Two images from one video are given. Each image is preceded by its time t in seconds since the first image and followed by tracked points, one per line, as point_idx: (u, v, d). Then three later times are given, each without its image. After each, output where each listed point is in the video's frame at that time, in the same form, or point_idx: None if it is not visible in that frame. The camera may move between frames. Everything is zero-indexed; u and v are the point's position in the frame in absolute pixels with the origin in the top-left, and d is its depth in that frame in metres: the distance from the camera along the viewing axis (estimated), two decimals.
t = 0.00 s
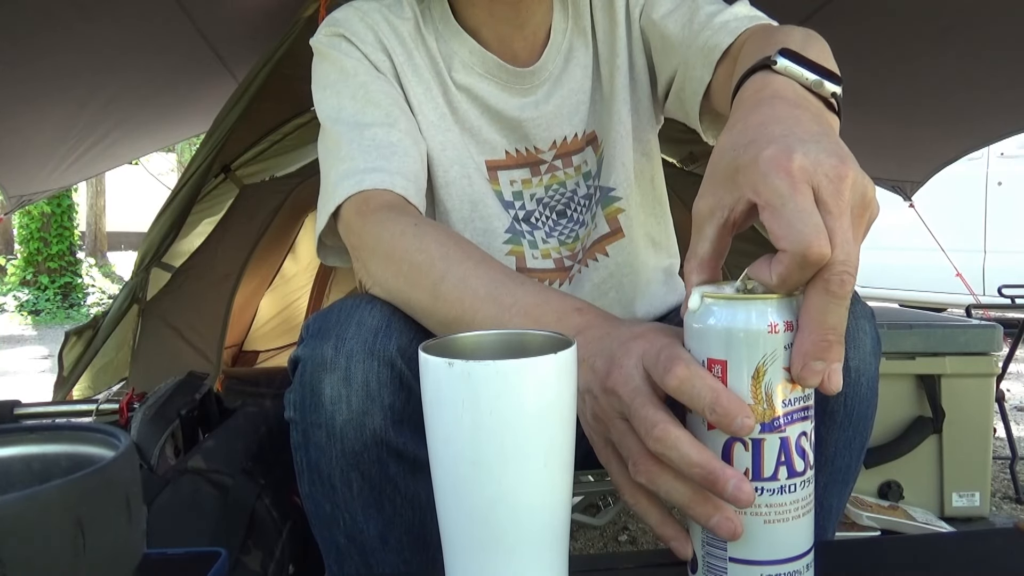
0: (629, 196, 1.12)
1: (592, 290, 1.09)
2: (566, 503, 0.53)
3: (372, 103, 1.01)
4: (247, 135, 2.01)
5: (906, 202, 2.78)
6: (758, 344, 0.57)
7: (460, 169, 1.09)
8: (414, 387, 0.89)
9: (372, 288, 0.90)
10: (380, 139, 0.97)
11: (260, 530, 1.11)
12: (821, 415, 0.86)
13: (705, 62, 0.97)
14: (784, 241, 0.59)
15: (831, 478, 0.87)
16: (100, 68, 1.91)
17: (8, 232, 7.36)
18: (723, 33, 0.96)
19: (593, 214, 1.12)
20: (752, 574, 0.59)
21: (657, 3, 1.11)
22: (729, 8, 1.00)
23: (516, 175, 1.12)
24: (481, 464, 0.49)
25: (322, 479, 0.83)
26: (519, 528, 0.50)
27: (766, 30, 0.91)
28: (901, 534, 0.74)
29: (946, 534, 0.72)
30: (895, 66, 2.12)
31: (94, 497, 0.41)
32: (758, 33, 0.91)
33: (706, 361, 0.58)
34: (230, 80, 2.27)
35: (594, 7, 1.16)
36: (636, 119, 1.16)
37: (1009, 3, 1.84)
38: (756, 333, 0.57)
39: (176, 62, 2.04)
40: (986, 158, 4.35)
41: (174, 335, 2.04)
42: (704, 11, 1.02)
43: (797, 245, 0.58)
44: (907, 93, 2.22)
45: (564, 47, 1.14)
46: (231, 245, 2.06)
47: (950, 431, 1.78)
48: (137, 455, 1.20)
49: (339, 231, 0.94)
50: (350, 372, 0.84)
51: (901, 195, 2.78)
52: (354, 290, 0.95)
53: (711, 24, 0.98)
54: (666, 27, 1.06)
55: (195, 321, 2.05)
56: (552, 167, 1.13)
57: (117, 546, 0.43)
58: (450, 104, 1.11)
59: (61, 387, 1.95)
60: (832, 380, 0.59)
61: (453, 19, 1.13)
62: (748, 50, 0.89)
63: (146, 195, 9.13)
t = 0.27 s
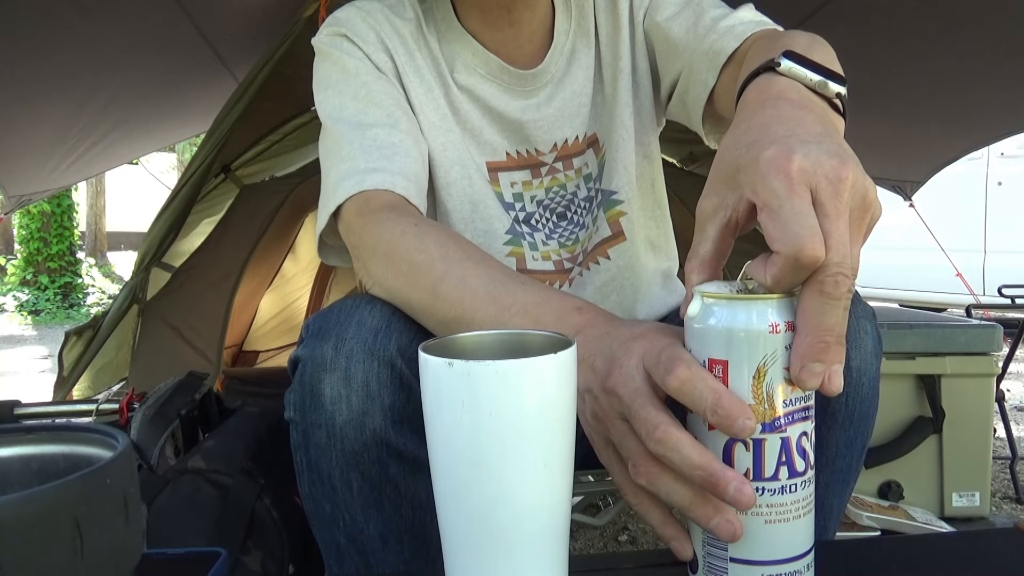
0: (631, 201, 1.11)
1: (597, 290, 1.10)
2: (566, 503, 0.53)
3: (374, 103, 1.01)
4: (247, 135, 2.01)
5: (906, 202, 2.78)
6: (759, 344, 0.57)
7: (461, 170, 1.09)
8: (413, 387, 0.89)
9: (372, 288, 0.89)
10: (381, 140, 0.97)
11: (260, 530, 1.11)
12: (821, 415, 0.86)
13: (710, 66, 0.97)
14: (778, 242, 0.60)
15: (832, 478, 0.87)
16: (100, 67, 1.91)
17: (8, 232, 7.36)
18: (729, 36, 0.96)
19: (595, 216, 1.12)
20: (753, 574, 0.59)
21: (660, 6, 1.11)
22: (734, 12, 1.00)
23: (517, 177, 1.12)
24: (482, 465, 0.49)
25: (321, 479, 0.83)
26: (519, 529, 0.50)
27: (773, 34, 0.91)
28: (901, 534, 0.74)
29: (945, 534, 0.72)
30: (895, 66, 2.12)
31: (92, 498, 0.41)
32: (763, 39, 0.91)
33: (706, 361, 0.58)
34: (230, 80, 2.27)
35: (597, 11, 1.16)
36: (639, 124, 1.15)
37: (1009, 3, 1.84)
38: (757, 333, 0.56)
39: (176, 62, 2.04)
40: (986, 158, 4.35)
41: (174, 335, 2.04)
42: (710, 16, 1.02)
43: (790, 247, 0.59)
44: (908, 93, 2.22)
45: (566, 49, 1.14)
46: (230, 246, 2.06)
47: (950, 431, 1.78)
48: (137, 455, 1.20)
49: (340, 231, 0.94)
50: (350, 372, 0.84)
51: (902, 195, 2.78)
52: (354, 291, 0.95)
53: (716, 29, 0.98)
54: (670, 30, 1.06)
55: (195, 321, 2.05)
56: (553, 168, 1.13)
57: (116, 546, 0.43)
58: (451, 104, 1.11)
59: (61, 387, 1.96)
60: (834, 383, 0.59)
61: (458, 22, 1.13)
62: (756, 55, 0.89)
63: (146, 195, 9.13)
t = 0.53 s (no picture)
0: (631, 201, 1.11)
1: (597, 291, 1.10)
2: (566, 502, 0.53)
3: (373, 103, 1.01)
4: (247, 135, 2.01)
5: (906, 201, 2.78)
6: (758, 344, 0.57)
7: (461, 170, 1.09)
8: (413, 387, 0.89)
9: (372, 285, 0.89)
10: (382, 140, 0.97)
11: (260, 530, 1.11)
12: (821, 416, 0.86)
13: (711, 66, 0.97)
14: (762, 244, 0.61)
15: (832, 478, 0.87)
16: (100, 67, 1.91)
17: (8, 232, 7.37)
18: (730, 36, 0.96)
19: (595, 217, 1.12)
20: None
21: (661, 6, 1.11)
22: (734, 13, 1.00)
23: (517, 177, 1.12)
24: (482, 465, 0.49)
25: (321, 479, 0.83)
26: (519, 528, 0.50)
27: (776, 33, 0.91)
28: (900, 534, 0.74)
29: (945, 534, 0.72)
30: (895, 66, 2.12)
31: (90, 499, 0.41)
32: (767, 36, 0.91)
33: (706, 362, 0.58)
34: (230, 80, 2.27)
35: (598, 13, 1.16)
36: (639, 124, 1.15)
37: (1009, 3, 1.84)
38: (756, 334, 0.57)
39: (176, 62, 2.04)
40: (986, 158, 4.35)
41: (174, 335, 2.04)
42: (711, 15, 1.02)
43: (772, 250, 0.60)
44: (908, 92, 2.22)
45: (566, 50, 1.14)
46: (230, 246, 2.06)
47: (950, 431, 1.78)
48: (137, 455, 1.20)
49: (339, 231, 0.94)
50: (349, 373, 0.84)
51: (902, 195, 2.78)
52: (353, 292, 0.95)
53: (717, 28, 0.98)
54: (672, 30, 1.06)
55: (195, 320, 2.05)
56: (552, 169, 1.13)
57: (115, 547, 0.43)
58: (451, 104, 1.11)
59: (61, 387, 1.96)
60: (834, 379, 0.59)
61: (457, 22, 1.13)
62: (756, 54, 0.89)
63: (146, 195, 9.13)
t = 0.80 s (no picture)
0: (634, 208, 1.11)
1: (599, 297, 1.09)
2: (565, 503, 0.53)
3: (374, 104, 1.01)
4: (247, 135, 2.01)
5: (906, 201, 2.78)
6: (756, 344, 0.57)
7: (461, 171, 1.09)
8: (412, 387, 0.89)
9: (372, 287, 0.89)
10: (383, 141, 0.97)
11: (260, 530, 1.11)
12: (823, 415, 0.86)
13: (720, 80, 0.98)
14: (799, 194, 0.60)
15: (834, 478, 0.87)
16: (99, 68, 1.91)
17: (8, 232, 7.37)
18: (744, 54, 0.96)
19: (596, 223, 1.12)
20: None
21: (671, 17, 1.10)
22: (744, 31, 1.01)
23: (514, 180, 1.12)
24: (480, 465, 0.49)
25: (320, 479, 0.83)
26: (517, 529, 0.50)
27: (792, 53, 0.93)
28: (899, 533, 0.74)
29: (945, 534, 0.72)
30: (895, 66, 2.12)
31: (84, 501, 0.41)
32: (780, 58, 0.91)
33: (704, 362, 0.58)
34: (229, 80, 2.27)
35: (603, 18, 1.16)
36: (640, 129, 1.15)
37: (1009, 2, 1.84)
38: (754, 332, 0.57)
39: (176, 62, 2.04)
40: (986, 158, 4.35)
41: (174, 335, 2.03)
42: (722, 31, 1.03)
43: (810, 199, 0.59)
44: (908, 92, 2.22)
45: (566, 55, 1.14)
46: (230, 247, 2.07)
47: (950, 431, 1.78)
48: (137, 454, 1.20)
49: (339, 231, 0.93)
50: (347, 373, 0.84)
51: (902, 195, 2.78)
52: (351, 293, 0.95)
53: (731, 45, 0.99)
54: (682, 41, 1.06)
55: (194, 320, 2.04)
56: (551, 173, 1.13)
57: (108, 549, 0.43)
58: (451, 105, 1.11)
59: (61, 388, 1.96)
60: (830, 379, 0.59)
61: (458, 23, 1.13)
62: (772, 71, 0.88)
63: (146, 195, 9.13)
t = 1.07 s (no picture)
0: (635, 222, 1.11)
1: (598, 304, 1.09)
2: (565, 503, 0.53)
3: (375, 104, 1.01)
4: (247, 135, 2.01)
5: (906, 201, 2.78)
6: (758, 343, 0.57)
7: (460, 173, 1.09)
8: (411, 388, 0.89)
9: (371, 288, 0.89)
10: (383, 141, 0.97)
11: (260, 530, 1.11)
12: (823, 415, 0.86)
13: (728, 110, 1.00)
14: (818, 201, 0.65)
15: (833, 478, 0.87)
16: (99, 67, 1.91)
17: (8, 232, 7.37)
18: (752, 86, 0.99)
19: (594, 233, 1.12)
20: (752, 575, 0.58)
21: (680, 34, 1.10)
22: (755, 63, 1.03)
23: (511, 186, 1.12)
24: (482, 464, 0.49)
25: (319, 479, 0.83)
26: (516, 530, 0.50)
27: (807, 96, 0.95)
28: (898, 534, 0.74)
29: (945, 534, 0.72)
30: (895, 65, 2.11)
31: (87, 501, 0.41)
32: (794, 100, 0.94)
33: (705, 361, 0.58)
34: (229, 80, 2.27)
35: (608, 27, 1.16)
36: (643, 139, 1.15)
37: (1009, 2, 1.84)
38: (756, 331, 0.57)
39: (176, 62, 2.04)
40: (986, 158, 4.35)
41: (174, 335, 2.03)
42: (732, 59, 1.05)
43: (821, 205, 0.64)
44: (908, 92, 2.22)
45: (568, 61, 1.14)
46: (230, 249, 2.07)
47: (950, 431, 1.78)
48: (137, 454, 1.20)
49: (339, 231, 0.93)
50: (347, 373, 0.84)
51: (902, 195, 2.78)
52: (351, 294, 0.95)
53: (742, 75, 1.01)
54: (690, 62, 1.06)
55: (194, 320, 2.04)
56: (547, 180, 1.13)
57: (111, 548, 0.43)
58: (450, 106, 1.11)
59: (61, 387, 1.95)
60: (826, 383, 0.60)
61: (458, 24, 1.13)
62: (783, 110, 0.94)
63: (146, 195, 9.13)
